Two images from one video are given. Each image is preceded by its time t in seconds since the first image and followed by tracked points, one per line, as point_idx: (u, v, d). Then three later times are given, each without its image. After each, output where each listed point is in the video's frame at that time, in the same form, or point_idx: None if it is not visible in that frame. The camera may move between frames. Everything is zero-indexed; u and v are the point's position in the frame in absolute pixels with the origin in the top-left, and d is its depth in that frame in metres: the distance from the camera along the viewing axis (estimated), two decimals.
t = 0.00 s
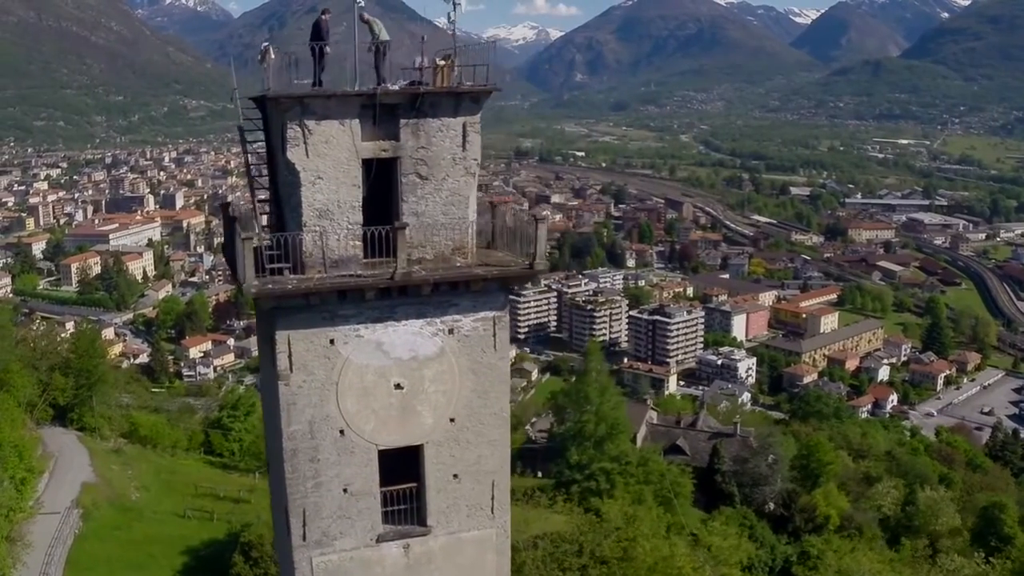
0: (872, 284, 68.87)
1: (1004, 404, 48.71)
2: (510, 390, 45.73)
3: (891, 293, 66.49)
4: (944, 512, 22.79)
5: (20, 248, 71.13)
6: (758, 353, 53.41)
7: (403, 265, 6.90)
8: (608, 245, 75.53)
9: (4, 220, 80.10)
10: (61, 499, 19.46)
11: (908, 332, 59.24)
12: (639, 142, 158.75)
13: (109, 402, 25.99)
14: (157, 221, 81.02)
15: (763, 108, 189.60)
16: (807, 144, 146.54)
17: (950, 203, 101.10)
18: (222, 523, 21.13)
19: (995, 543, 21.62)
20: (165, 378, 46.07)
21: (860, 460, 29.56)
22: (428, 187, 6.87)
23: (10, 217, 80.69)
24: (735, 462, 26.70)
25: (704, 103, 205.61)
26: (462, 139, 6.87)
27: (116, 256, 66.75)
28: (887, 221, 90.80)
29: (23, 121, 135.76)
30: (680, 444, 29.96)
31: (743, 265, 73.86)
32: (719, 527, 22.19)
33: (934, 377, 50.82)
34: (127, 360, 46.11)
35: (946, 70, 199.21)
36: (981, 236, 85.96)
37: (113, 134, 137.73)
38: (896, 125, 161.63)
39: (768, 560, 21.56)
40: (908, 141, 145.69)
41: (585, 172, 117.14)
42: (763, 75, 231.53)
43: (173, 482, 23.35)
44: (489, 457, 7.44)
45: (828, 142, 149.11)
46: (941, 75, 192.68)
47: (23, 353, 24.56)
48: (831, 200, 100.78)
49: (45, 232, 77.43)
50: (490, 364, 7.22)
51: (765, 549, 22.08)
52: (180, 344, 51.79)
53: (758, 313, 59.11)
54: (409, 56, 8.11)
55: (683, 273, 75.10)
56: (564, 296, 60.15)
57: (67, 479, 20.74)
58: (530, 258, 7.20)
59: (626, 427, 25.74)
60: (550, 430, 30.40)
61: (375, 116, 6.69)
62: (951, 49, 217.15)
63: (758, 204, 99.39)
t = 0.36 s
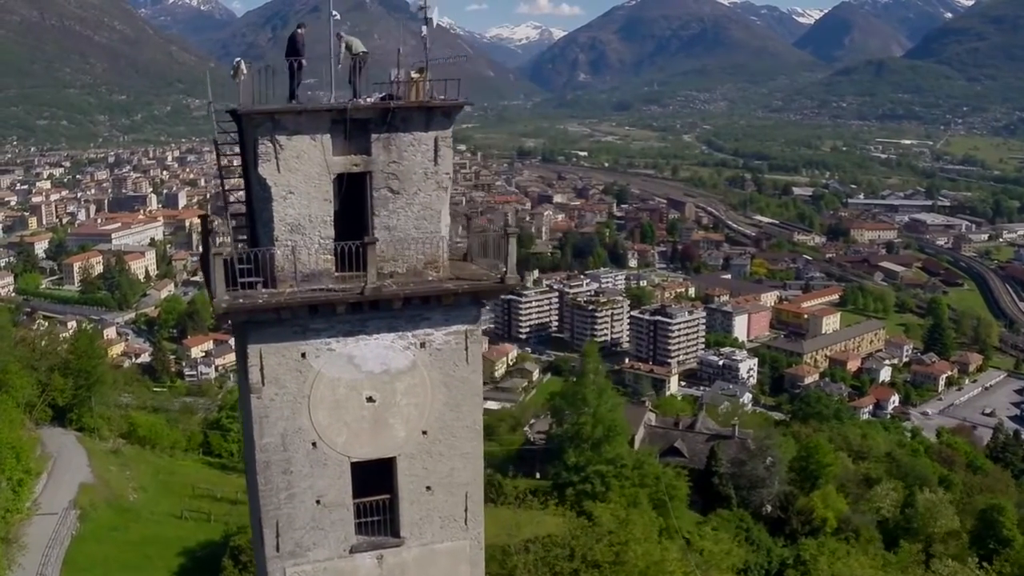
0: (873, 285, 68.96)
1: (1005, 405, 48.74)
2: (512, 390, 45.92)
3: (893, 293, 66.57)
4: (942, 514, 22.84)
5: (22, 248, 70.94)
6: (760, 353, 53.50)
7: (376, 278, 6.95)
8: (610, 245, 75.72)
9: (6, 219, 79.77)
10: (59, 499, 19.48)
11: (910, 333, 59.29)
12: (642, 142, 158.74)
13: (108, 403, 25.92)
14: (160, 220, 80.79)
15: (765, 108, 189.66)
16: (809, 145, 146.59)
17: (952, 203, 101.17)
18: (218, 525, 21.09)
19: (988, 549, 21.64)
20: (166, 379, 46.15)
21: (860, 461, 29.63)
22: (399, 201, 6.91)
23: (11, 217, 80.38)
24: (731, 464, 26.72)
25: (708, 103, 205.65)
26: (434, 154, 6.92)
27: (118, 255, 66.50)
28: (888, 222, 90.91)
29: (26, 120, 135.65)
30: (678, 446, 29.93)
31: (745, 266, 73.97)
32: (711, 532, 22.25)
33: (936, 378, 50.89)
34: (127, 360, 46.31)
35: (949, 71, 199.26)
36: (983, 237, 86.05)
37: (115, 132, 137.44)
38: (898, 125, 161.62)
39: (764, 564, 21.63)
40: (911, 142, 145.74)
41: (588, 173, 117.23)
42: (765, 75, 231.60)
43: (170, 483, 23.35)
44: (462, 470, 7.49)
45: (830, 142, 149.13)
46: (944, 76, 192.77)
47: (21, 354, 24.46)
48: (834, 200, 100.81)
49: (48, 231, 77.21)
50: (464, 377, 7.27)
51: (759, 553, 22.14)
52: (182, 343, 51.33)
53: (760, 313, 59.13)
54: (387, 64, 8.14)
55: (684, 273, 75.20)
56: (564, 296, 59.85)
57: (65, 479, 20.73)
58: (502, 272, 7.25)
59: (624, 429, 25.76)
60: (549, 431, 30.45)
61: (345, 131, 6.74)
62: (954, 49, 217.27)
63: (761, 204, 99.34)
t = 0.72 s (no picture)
0: (879, 285, 68.87)
1: (1012, 405, 48.65)
2: (517, 390, 46.12)
3: (899, 293, 66.48)
4: (946, 516, 22.93)
5: (28, 248, 70.97)
6: (765, 353, 53.51)
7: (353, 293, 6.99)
8: (617, 245, 75.75)
9: (13, 219, 79.77)
10: (61, 501, 19.64)
11: (916, 333, 59.20)
12: (649, 142, 158.63)
13: (112, 403, 25.93)
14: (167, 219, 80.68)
15: (771, 108, 189.56)
16: (816, 144, 146.31)
17: (958, 203, 100.95)
18: (221, 524, 21.09)
19: (990, 550, 21.63)
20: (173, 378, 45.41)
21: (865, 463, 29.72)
22: (375, 215, 6.95)
23: (17, 217, 80.38)
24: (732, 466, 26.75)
25: (714, 102, 205.38)
26: (409, 168, 6.96)
27: (124, 255, 66.40)
28: (894, 222, 90.72)
29: (32, 120, 135.70)
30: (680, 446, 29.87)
31: (752, 266, 73.92)
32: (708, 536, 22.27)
33: (942, 379, 50.81)
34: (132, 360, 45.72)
35: (955, 70, 198.87)
36: (990, 237, 85.89)
37: (122, 133, 137.75)
38: (905, 124, 161.31)
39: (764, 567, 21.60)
40: (917, 141, 145.44)
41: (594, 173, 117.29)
42: (772, 75, 231.35)
43: (173, 483, 23.36)
44: (439, 482, 7.53)
45: (837, 142, 148.92)
46: (950, 75, 192.38)
47: (24, 355, 24.56)
48: (840, 200, 100.67)
49: (54, 231, 77.11)
50: (440, 391, 7.32)
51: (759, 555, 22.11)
52: (190, 344, 50.05)
53: (766, 313, 59.12)
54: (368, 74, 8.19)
55: (691, 273, 75.15)
56: (570, 293, 60.10)
57: (68, 480, 20.87)
58: (479, 286, 7.27)
59: (626, 431, 25.86)
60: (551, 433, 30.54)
61: (322, 146, 6.77)
62: (961, 48, 216.66)
63: (767, 204, 99.23)
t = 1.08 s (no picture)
0: (910, 287, 68.20)
1: None
2: (546, 390, 46.32)
3: (930, 295, 65.78)
4: (973, 522, 22.82)
5: (61, 244, 71.90)
6: (795, 355, 53.38)
7: (353, 305, 7.05)
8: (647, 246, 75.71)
9: (46, 215, 80.61)
10: (87, 498, 19.93)
11: (947, 336, 58.57)
12: (680, 142, 158.16)
13: (139, 401, 26.10)
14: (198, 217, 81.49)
15: (803, 108, 188.33)
16: (847, 144, 145.14)
17: (992, 205, 99.69)
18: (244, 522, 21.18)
19: (1016, 558, 21.35)
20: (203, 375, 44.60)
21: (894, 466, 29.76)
22: (375, 228, 7.03)
23: (51, 213, 81.38)
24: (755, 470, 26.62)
25: (745, 102, 204.33)
26: (408, 182, 7.02)
27: (156, 253, 66.99)
28: (926, 223, 89.72)
29: (66, 117, 137.53)
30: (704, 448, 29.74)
31: (782, 267, 73.54)
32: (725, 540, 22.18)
33: (972, 382, 50.19)
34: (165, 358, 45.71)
35: (990, 70, 196.37)
36: None
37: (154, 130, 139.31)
38: (937, 125, 159.54)
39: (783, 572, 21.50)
40: (950, 142, 143.79)
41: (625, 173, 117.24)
42: (804, 74, 229.80)
43: (198, 481, 23.54)
44: (439, 491, 7.56)
45: (869, 142, 147.58)
46: (984, 75, 190.03)
47: (52, 353, 24.87)
48: (872, 201, 99.73)
49: (87, 228, 77.95)
50: (438, 403, 7.36)
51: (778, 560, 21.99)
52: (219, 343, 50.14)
53: (796, 315, 58.86)
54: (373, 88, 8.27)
55: (721, 274, 74.90)
56: (600, 294, 60.34)
57: (95, 477, 21.16)
58: (479, 299, 7.29)
59: (650, 433, 25.87)
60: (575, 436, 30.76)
61: (322, 159, 6.86)
62: (995, 48, 213.90)
63: (798, 205, 98.49)
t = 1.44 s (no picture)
0: (953, 290, 67.09)
1: None
2: (586, 390, 46.72)
3: (973, 299, 64.68)
4: (1010, 530, 22.47)
5: (104, 242, 72.62)
6: (836, 359, 52.88)
7: (363, 317, 7.14)
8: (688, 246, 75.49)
9: (90, 212, 81.68)
10: (124, 493, 20.28)
11: (990, 340, 57.55)
12: (722, 142, 157.09)
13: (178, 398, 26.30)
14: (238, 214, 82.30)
15: (847, 108, 186.14)
16: (891, 145, 142.98)
17: None
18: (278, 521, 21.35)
19: None
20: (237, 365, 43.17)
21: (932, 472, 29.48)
22: (385, 242, 7.10)
23: (94, 210, 82.43)
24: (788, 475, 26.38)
25: (788, 103, 202.41)
26: (418, 196, 7.08)
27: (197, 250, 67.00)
28: (971, 225, 88.21)
29: (110, 115, 139.46)
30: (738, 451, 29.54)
31: (824, 269, 72.79)
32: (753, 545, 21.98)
33: (1015, 387, 49.26)
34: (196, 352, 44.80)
35: None
36: None
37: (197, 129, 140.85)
38: (983, 126, 156.83)
39: None
40: (996, 144, 141.27)
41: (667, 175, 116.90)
42: (847, 75, 227.21)
43: (234, 479, 23.75)
44: (448, 502, 7.60)
45: (913, 143, 145.38)
46: None
47: (92, 350, 25.15)
48: (915, 203, 98.30)
49: (130, 226, 78.86)
50: (448, 414, 7.42)
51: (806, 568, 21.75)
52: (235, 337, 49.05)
53: (837, 317, 58.26)
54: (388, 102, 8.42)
55: (762, 276, 74.35)
56: (640, 294, 60.20)
57: (131, 473, 21.51)
58: (487, 315, 7.31)
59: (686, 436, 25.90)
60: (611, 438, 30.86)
61: (332, 173, 6.94)
62: None
63: (840, 207, 97.28)
